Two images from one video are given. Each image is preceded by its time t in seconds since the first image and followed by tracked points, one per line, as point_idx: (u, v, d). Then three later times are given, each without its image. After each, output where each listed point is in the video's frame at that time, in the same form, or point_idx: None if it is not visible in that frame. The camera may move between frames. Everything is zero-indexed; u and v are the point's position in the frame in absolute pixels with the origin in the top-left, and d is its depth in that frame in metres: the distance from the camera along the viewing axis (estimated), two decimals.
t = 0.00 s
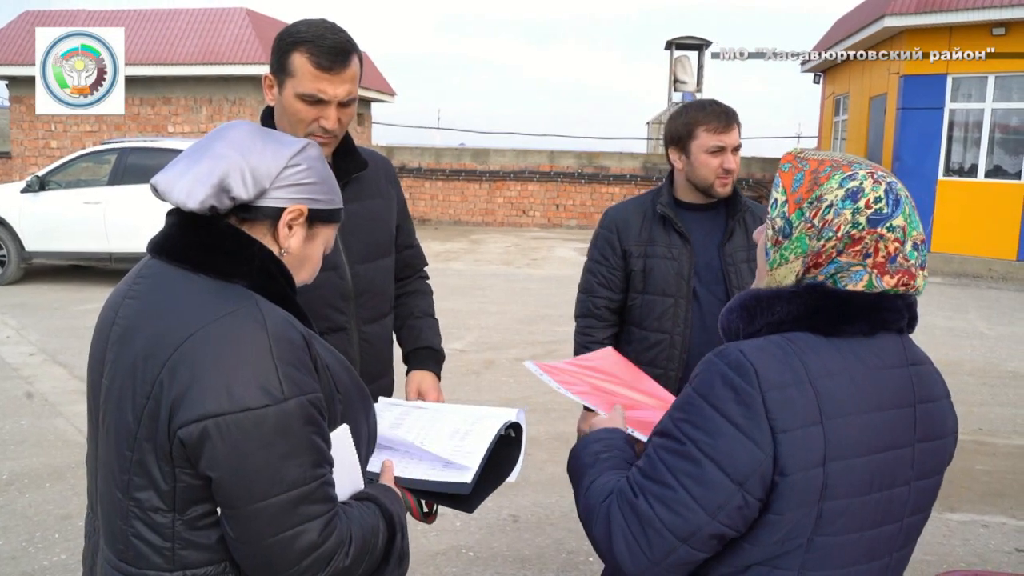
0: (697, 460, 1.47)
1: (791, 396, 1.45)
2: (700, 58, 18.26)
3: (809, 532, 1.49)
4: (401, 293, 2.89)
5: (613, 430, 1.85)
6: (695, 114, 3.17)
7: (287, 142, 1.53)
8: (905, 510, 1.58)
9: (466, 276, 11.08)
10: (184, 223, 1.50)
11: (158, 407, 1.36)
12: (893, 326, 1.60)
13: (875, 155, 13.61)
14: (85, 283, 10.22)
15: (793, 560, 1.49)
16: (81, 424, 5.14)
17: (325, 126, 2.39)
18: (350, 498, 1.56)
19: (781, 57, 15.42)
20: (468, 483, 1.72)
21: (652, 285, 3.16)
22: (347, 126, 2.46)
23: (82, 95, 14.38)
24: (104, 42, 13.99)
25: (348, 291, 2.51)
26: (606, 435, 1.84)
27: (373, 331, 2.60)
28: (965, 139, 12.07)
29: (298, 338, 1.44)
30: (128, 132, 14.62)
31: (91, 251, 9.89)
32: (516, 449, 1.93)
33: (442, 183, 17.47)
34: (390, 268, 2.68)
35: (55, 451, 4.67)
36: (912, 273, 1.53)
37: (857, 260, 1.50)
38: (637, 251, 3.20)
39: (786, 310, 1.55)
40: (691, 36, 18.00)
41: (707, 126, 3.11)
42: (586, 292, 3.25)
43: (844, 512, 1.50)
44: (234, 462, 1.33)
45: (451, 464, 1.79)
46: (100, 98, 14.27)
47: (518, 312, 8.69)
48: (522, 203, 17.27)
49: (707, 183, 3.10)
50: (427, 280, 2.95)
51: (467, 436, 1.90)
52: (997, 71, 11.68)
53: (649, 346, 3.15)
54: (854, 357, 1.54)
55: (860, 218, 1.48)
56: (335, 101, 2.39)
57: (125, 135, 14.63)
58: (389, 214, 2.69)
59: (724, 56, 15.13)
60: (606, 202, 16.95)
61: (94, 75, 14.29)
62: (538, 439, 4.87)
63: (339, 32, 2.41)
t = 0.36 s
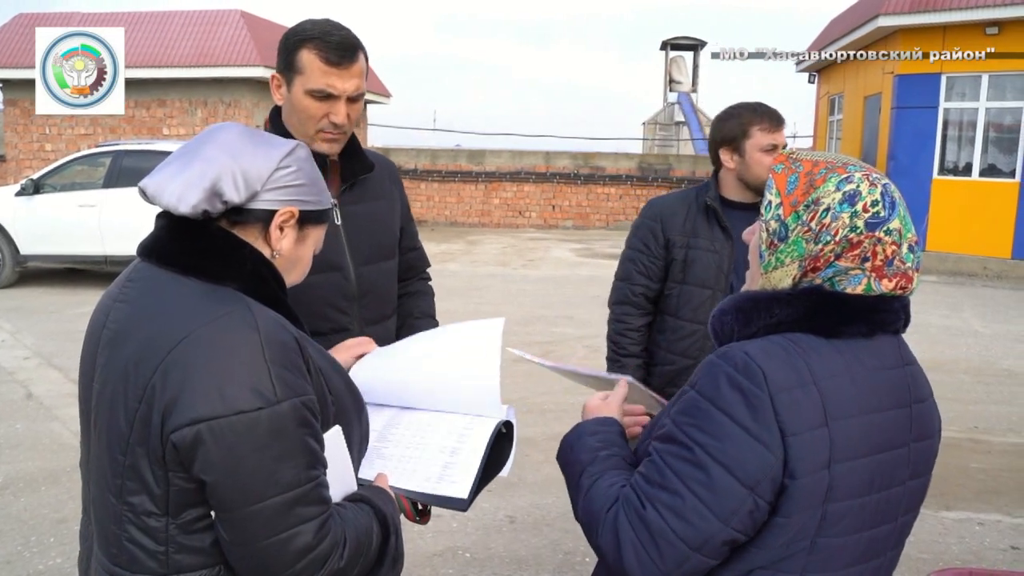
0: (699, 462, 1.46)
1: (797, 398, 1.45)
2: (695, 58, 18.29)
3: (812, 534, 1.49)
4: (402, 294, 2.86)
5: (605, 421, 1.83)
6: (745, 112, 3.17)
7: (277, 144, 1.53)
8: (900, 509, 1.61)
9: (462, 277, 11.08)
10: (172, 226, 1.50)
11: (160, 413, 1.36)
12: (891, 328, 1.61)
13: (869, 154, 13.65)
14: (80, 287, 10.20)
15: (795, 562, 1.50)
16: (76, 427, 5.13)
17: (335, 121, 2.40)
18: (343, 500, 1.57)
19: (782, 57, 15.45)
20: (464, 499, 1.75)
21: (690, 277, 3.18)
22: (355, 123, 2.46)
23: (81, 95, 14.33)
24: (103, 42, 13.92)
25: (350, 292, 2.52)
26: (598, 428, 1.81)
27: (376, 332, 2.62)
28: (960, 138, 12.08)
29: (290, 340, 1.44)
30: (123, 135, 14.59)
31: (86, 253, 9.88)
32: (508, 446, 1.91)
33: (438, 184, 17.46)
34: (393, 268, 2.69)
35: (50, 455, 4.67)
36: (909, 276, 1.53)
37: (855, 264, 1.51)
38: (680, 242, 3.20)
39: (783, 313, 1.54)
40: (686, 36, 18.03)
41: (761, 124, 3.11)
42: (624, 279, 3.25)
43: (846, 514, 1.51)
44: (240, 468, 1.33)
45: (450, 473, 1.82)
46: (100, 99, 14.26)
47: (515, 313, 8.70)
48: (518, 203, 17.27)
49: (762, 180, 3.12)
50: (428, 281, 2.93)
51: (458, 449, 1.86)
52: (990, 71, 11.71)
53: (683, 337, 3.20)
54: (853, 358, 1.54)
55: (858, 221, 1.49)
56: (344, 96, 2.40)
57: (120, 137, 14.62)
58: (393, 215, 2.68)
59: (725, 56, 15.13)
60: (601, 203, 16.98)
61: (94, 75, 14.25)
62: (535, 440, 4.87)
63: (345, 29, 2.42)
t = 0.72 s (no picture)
0: (684, 463, 1.46)
1: (778, 398, 1.45)
2: (690, 59, 18.32)
3: (799, 534, 1.49)
4: (412, 303, 2.86)
5: (589, 428, 1.85)
6: (744, 113, 3.21)
7: (266, 143, 1.53)
8: (887, 506, 1.62)
9: (458, 278, 11.09)
10: (163, 229, 1.50)
11: (143, 415, 1.36)
12: (875, 327, 1.62)
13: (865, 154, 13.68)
14: (77, 289, 10.19)
15: (782, 563, 1.50)
16: (72, 430, 5.12)
17: (354, 125, 2.40)
18: (335, 503, 1.57)
19: (781, 56, 15.46)
20: (460, 499, 1.72)
21: (706, 268, 3.18)
22: (375, 128, 2.47)
23: (81, 95, 14.04)
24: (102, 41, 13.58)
25: (357, 296, 2.52)
26: (584, 435, 1.83)
27: (382, 338, 2.60)
28: (955, 138, 12.10)
29: (274, 343, 1.43)
30: (119, 136, 14.57)
31: (82, 255, 9.86)
32: (508, 440, 1.92)
33: (434, 185, 17.47)
34: (403, 276, 2.69)
35: (47, 457, 4.66)
36: (893, 275, 1.55)
37: (840, 263, 1.52)
38: (698, 232, 3.21)
39: (766, 311, 1.55)
40: (682, 36, 18.05)
41: (760, 123, 3.15)
42: (639, 265, 3.26)
43: (832, 513, 1.51)
44: (219, 472, 1.32)
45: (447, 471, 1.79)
46: (100, 99, 14.02)
47: (511, 313, 8.72)
48: (514, 204, 17.28)
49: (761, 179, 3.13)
50: (440, 292, 2.93)
51: (455, 448, 1.85)
52: (986, 70, 11.72)
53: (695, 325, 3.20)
54: (836, 357, 1.55)
55: (843, 221, 1.50)
56: (365, 101, 2.40)
57: (116, 139, 14.61)
58: (409, 225, 2.69)
59: (725, 56, 15.12)
60: (598, 203, 16.99)
61: (94, 75, 13.90)
62: (532, 441, 4.87)
63: (369, 36, 2.42)
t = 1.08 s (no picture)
0: (655, 466, 1.46)
1: (751, 398, 1.46)
2: (687, 60, 18.32)
3: (774, 535, 1.49)
4: (401, 308, 2.87)
5: (572, 434, 1.84)
6: (706, 116, 3.25)
7: (261, 144, 1.53)
8: (865, 505, 1.62)
9: (455, 280, 11.08)
10: (160, 230, 1.50)
11: (132, 413, 1.36)
12: (848, 326, 1.63)
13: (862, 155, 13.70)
14: (74, 292, 10.17)
15: (760, 564, 1.50)
16: (70, 432, 5.11)
17: (351, 122, 2.41)
18: (329, 507, 1.58)
19: (781, 57, 15.45)
20: (458, 502, 1.71)
21: (681, 271, 3.19)
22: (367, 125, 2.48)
23: (82, 95, 13.87)
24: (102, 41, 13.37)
25: (346, 300, 2.52)
26: (565, 441, 1.82)
27: (370, 343, 2.60)
28: (952, 139, 12.12)
29: (264, 343, 1.43)
30: (116, 139, 14.56)
31: (79, 258, 9.84)
32: (507, 453, 1.92)
33: (431, 188, 17.47)
34: (390, 280, 2.68)
35: (44, 459, 4.65)
36: (868, 282, 1.55)
37: (814, 269, 1.53)
38: (670, 236, 3.22)
39: (740, 311, 1.56)
40: (679, 38, 18.05)
41: (712, 126, 3.19)
42: (616, 275, 3.25)
43: (808, 512, 1.51)
44: (202, 471, 1.32)
45: (445, 477, 1.79)
46: (100, 99, 13.84)
47: (508, 315, 8.71)
48: (511, 206, 17.28)
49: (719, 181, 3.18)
50: (430, 297, 2.93)
51: (453, 457, 1.84)
52: (982, 71, 11.73)
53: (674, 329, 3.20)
54: (807, 356, 1.56)
55: (818, 227, 1.50)
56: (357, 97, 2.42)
57: (113, 142, 14.59)
58: (396, 230, 2.69)
59: (725, 56, 15.12)
60: (595, 205, 16.99)
61: (94, 75, 13.72)
62: (529, 443, 4.87)
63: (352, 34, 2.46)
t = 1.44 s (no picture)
0: (644, 470, 1.46)
1: (739, 398, 1.46)
2: (688, 60, 18.31)
3: (763, 534, 1.50)
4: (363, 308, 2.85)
5: (558, 438, 1.81)
6: (651, 118, 3.28)
7: (263, 144, 1.53)
8: (853, 503, 1.62)
9: (455, 280, 11.08)
10: (161, 231, 1.50)
11: (131, 414, 1.36)
12: (832, 325, 1.63)
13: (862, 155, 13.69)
14: (74, 292, 10.18)
15: (750, 564, 1.49)
16: (70, 432, 5.11)
17: (314, 118, 2.39)
18: (330, 511, 1.57)
19: (781, 56, 15.45)
20: (461, 515, 1.72)
21: (638, 275, 3.15)
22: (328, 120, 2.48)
23: (81, 95, 13.94)
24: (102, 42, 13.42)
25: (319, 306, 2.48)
26: (551, 446, 1.79)
27: (344, 347, 2.62)
28: (952, 139, 12.12)
29: (266, 345, 1.43)
30: (116, 139, 14.56)
31: (80, 258, 9.84)
32: (511, 458, 1.93)
33: (432, 188, 17.49)
34: (357, 281, 2.68)
35: (44, 459, 4.66)
36: (852, 280, 1.56)
37: (798, 269, 1.54)
38: (625, 241, 3.19)
39: (725, 313, 1.56)
40: (679, 38, 18.03)
41: (658, 128, 3.21)
42: (575, 283, 3.20)
43: (797, 511, 1.52)
44: (200, 473, 1.32)
45: (447, 487, 1.80)
46: (100, 99, 13.95)
47: (508, 315, 8.71)
48: (512, 207, 17.29)
49: (670, 182, 3.18)
50: (389, 295, 2.91)
51: (456, 463, 1.85)
52: (982, 71, 11.73)
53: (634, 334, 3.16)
54: (793, 355, 1.56)
55: (802, 227, 1.51)
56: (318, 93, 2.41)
57: (113, 142, 14.59)
58: (360, 229, 2.68)
59: (725, 56, 15.13)
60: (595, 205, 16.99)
61: (94, 75, 13.80)
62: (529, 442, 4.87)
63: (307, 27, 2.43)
